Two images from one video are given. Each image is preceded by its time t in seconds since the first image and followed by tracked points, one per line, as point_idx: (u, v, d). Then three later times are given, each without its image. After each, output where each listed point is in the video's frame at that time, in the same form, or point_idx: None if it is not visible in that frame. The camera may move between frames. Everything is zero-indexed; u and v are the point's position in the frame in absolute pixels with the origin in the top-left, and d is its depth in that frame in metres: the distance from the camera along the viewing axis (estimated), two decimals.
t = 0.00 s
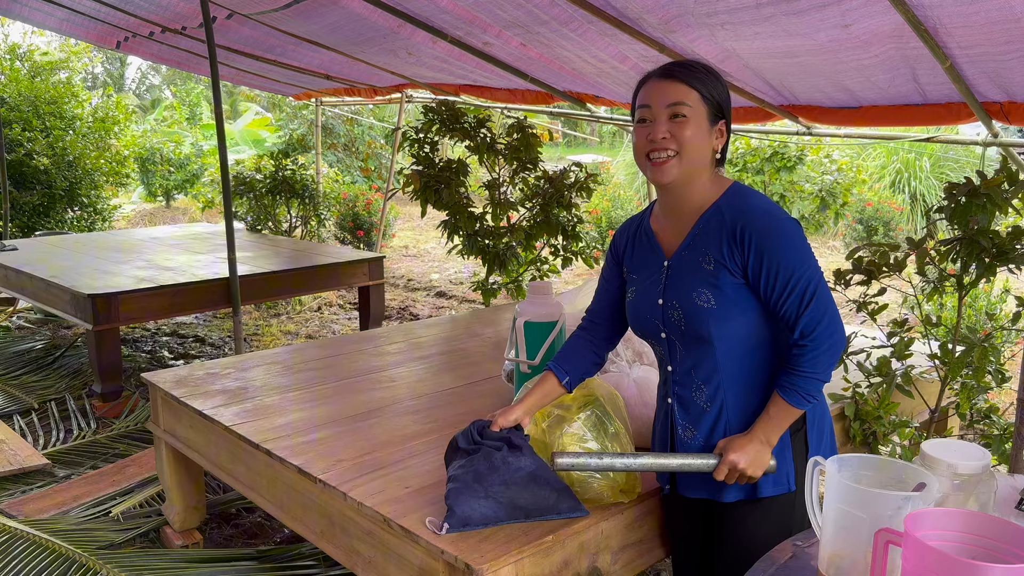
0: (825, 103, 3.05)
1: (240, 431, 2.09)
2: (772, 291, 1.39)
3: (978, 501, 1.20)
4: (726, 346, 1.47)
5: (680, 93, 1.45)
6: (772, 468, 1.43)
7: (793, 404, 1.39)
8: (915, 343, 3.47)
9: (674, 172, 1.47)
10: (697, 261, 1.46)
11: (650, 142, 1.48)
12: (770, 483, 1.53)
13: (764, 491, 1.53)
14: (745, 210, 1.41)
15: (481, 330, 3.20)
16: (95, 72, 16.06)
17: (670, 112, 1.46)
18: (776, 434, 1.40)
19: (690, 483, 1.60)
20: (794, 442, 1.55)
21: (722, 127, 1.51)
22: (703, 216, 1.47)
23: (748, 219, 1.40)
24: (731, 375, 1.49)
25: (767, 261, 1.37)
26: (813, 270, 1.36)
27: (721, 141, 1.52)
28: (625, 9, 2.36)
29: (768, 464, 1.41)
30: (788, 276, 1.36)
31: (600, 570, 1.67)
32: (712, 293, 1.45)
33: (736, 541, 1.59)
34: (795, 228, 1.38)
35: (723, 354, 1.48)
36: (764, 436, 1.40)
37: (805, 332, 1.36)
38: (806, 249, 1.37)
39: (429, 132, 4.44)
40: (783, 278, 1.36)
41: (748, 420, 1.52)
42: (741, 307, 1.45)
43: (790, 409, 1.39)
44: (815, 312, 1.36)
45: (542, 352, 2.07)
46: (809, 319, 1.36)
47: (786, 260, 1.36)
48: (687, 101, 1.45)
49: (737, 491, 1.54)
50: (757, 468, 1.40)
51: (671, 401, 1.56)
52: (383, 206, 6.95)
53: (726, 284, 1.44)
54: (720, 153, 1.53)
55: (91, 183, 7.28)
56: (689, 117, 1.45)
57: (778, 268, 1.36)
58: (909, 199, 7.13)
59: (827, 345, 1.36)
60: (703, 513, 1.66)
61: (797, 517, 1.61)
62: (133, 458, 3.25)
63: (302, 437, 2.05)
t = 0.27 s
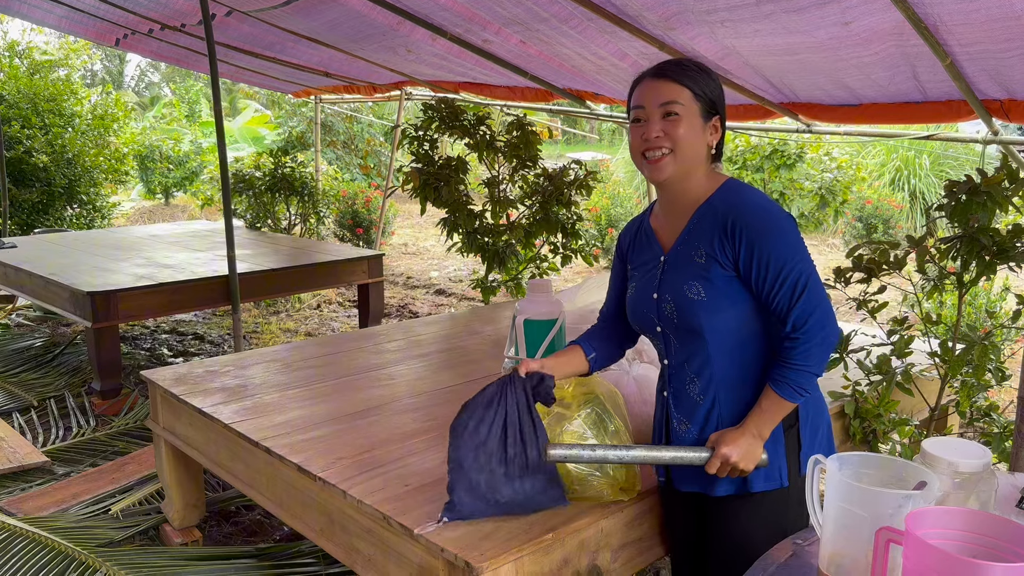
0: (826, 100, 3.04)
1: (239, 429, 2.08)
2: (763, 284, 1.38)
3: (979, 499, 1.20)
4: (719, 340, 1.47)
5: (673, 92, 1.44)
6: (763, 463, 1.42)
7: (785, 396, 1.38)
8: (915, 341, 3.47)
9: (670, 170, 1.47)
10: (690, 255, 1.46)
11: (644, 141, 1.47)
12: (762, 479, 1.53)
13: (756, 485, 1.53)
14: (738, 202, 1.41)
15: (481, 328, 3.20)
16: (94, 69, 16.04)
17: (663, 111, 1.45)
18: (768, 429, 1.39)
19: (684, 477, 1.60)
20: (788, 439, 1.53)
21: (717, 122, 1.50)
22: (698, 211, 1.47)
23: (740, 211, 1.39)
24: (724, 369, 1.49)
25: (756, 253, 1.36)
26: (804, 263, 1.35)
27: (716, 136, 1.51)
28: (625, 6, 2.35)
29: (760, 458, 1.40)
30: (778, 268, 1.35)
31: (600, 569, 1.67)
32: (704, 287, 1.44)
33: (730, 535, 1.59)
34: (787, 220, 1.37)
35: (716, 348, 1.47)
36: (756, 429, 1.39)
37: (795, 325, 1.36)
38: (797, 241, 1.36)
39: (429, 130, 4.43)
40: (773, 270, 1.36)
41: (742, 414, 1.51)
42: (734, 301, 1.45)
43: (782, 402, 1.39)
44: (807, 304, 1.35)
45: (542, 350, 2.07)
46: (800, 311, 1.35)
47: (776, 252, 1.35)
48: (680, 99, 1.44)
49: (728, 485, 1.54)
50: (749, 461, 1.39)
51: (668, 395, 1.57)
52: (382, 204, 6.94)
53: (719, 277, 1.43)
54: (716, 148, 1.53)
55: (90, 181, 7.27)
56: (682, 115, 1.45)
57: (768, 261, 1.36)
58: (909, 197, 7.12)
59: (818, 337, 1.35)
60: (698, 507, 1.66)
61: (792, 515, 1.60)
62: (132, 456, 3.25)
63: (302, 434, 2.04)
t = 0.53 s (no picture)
0: (827, 99, 3.04)
1: (241, 428, 2.09)
2: (758, 280, 1.39)
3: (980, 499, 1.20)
4: (721, 339, 1.47)
5: (659, 99, 1.44)
6: (745, 463, 1.37)
7: (774, 396, 1.37)
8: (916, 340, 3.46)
9: (666, 177, 1.47)
10: (691, 255, 1.46)
11: (637, 150, 1.48)
12: (771, 476, 1.53)
13: (765, 482, 1.53)
14: (737, 201, 1.41)
15: (482, 328, 3.20)
16: (95, 69, 16.04)
17: (652, 119, 1.45)
18: (754, 428, 1.37)
19: (691, 477, 1.60)
20: (794, 439, 1.53)
21: (708, 120, 1.49)
22: (697, 212, 1.47)
23: (740, 209, 1.40)
24: (726, 367, 1.49)
25: (754, 250, 1.37)
26: (802, 260, 1.36)
27: (709, 133, 1.50)
28: (626, 5, 2.35)
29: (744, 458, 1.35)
30: (775, 266, 1.35)
31: (602, 569, 1.67)
32: (705, 286, 1.44)
33: (734, 534, 1.59)
34: (786, 218, 1.38)
35: (719, 347, 1.47)
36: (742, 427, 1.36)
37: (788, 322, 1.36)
38: (795, 239, 1.36)
39: (430, 129, 4.43)
40: (770, 267, 1.36)
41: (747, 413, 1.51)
42: (734, 300, 1.45)
43: (769, 400, 1.37)
44: (804, 301, 1.35)
45: (543, 351, 2.07)
46: (796, 308, 1.35)
47: (773, 249, 1.35)
48: (667, 106, 1.44)
49: (736, 482, 1.54)
50: (733, 458, 1.33)
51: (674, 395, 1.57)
52: (383, 204, 6.93)
53: (719, 276, 1.43)
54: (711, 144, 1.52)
55: (91, 180, 7.28)
56: (671, 121, 1.44)
57: (765, 259, 1.36)
58: (910, 196, 7.11)
59: (813, 333, 1.35)
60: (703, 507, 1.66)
61: (796, 513, 1.61)
62: (133, 456, 3.25)
63: (303, 434, 2.05)
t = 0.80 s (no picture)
0: (828, 99, 3.03)
1: (242, 429, 2.09)
2: (757, 282, 1.39)
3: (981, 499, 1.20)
4: (727, 339, 1.47)
5: (627, 133, 1.41)
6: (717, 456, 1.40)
7: (755, 399, 1.37)
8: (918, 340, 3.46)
9: (661, 197, 1.48)
10: (696, 255, 1.46)
11: (628, 179, 1.48)
12: (781, 476, 1.53)
13: (776, 483, 1.53)
14: (741, 202, 1.41)
15: (483, 328, 3.20)
16: (97, 70, 16.06)
17: (628, 152, 1.43)
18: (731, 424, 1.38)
19: (698, 476, 1.58)
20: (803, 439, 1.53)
21: (685, 126, 1.42)
22: (697, 220, 1.47)
23: (744, 211, 1.40)
24: (730, 367, 1.50)
25: (755, 251, 1.37)
26: (802, 261, 1.36)
27: (692, 135, 1.44)
28: (627, 5, 2.35)
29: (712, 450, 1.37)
30: (774, 269, 1.35)
31: (604, 569, 1.67)
32: (712, 287, 1.45)
33: (740, 535, 1.59)
34: (790, 219, 1.38)
35: (725, 347, 1.48)
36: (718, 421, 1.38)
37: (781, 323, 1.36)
38: (798, 242, 1.36)
39: (431, 130, 4.44)
40: (770, 267, 1.36)
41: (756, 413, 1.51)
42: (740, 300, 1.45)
43: (751, 401, 1.37)
44: (801, 301, 1.36)
45: (544, 352, 2.07)
46: (795, 307, 1.35)
47: (774, 250, 1.35)
48: (636, 136, 1.40)
49: (746, 485, 1.54)
50: (702, 447, 1.35)
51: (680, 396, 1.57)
52: (385, 204, 6.93)
53: (725, 277, 1.44)
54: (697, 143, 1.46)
55: (93, 181, 7.29)
56: (648, 148, 1.41)
57: (765, 262, 1.36)
58: (911, 195, 7.11)
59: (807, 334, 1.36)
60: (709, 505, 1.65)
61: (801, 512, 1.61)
62: (135, 456, 3.25)
63: (305, 435, 2.05)
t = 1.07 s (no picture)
0: (828, 100, 3.04)
1: (243, 430, 2.09)
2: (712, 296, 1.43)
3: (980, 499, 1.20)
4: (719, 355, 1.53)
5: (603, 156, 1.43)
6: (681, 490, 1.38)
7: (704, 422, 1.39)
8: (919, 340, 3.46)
9: (641, 217, 1.51)
10: (681, 275, 1.52)
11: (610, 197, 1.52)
12: (792, 481, 1.55)
13: (788, 489, 1.55)
14: (714, 223, 1.44)
15: (484, 329, 3.21)
16: (98, 71, 16.08)
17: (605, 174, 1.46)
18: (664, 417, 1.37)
19: (709, 489, 1.59)
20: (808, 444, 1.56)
21: (662, 150, 1.42)
22: (683, 238, 1.51)
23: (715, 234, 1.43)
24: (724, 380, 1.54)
25: (719, 275, 1.40)
26: (759, 284, 1.39)
27: (671, 158, 1.45)
28: (627, 6, 2.35)
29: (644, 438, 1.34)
30: (729, 284, 1.39)
31: (605, 569, 1.68)
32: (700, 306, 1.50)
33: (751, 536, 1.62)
34: (750, 239, 1.39)
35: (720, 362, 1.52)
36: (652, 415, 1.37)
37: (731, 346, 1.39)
38: (753, 255, 1.39)
39: (432, 131, 4.44)
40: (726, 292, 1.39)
41: (761, 424, 1.54)
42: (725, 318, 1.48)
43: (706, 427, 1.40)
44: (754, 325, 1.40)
45: (544, 352, 2.07)
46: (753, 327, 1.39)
47: (735, 273, 1.38)
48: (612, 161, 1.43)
49: (758, 493, 1.56)
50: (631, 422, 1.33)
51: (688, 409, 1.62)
52: (386, 206, 6.93)
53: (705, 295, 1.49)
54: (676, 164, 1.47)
55: (94, 183, 7.30)
56: (624, 172, 1.43)
57: (721, 277, 1.40)
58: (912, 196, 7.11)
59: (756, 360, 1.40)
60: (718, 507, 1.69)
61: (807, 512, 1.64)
62: (137, 457, 3.26)
63: (305, 435, 2.05)
